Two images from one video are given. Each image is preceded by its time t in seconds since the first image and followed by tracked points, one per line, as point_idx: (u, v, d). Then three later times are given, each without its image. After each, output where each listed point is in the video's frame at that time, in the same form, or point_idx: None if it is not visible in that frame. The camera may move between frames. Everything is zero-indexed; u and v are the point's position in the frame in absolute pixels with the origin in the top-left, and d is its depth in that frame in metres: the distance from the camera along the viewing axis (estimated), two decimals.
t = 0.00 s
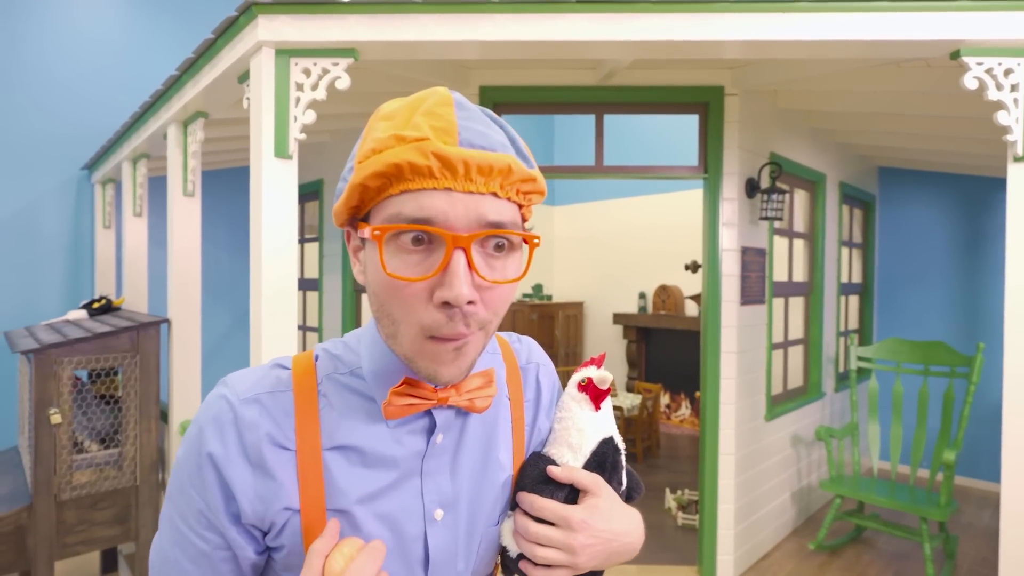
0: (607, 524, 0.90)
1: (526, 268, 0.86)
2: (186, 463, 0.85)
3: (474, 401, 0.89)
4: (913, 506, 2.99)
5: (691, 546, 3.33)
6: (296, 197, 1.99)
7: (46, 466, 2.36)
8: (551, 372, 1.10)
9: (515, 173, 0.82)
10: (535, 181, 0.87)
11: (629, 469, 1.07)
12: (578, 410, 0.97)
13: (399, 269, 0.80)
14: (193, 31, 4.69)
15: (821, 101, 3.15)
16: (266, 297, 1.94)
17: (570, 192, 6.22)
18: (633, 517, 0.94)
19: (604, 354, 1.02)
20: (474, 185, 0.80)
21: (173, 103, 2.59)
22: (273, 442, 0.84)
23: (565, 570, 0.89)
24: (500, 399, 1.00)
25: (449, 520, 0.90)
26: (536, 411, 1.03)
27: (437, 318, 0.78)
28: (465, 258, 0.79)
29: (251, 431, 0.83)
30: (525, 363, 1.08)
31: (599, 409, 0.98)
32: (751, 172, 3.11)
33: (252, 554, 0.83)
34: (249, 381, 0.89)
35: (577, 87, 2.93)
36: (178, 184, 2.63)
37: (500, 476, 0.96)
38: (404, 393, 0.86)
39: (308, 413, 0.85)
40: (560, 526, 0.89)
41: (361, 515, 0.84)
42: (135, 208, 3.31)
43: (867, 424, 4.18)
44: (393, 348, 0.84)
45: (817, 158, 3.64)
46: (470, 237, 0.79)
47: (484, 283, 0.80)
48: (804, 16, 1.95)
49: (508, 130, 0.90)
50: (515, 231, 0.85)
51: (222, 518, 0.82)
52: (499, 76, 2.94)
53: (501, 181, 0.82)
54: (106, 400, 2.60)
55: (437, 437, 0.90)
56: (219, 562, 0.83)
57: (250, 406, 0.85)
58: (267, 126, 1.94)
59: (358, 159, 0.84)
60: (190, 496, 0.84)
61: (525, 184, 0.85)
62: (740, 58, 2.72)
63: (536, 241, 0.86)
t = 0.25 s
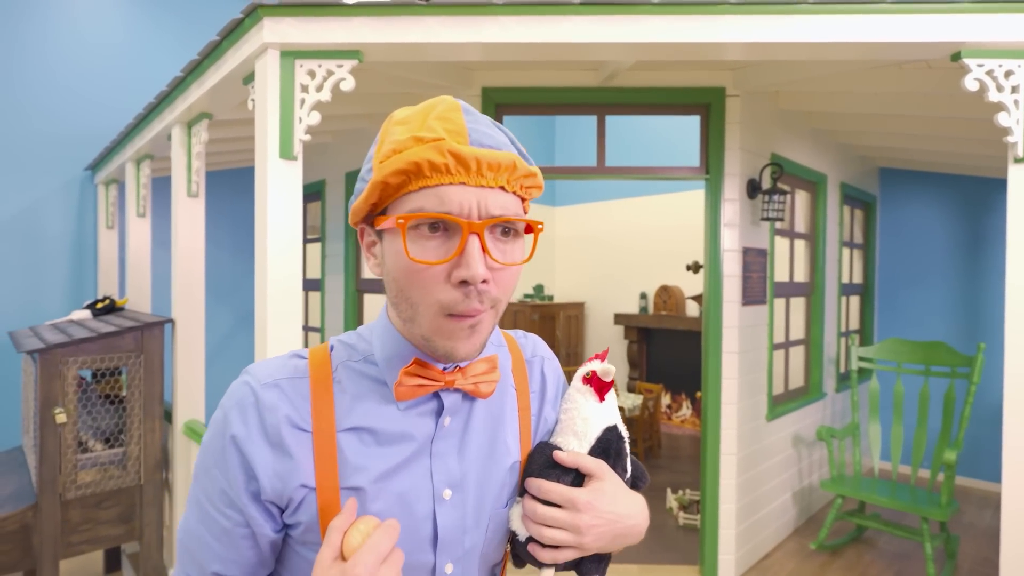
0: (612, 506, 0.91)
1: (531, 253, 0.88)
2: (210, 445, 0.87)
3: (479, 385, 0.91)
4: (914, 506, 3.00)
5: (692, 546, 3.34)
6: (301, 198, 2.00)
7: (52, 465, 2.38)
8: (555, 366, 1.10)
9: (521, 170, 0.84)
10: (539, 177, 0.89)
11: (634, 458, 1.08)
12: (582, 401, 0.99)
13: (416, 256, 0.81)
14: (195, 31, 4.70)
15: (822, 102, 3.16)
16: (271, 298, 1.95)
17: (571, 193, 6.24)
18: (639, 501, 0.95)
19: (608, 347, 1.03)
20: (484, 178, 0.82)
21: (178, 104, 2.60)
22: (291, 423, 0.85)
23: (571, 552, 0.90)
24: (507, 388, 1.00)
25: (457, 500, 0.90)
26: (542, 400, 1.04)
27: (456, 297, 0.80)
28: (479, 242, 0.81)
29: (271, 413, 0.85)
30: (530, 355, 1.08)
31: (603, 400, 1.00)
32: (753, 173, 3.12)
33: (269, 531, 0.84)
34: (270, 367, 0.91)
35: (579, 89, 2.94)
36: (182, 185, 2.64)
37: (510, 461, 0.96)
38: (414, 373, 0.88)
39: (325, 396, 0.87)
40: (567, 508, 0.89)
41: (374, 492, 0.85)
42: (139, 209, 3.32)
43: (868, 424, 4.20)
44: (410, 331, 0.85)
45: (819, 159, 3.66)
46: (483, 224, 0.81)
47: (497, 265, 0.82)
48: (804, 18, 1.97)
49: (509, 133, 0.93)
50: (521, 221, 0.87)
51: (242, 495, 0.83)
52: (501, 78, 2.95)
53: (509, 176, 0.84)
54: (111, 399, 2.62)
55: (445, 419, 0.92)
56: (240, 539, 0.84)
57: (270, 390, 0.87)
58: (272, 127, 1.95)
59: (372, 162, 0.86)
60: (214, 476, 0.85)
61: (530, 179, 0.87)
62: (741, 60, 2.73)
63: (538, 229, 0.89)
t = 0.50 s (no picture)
0: (617, 491, 0.92)
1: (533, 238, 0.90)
2: (229, 434, 0.89)
3: (483, 369, 0.92)
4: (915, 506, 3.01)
5: (694, 546, 3.35)
6: (306, 198, 2.00)
7: (57, 464, 2.39)
8: (561, 362, 1.09)
9: (526, 161, 0.87)
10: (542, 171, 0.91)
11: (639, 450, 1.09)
12: (587, 393, 0.99)
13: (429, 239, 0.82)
14: (196, 31, 4.71)
15: (823, 103, 3.17)
16: (276, 298, 1.96)
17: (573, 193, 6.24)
18: (643, 489, 0.96)
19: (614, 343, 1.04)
20: (494, 168, 0.84)
21: (182, 105, 2.61)
22: (305, 410, 0.86)
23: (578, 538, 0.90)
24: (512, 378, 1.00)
25: (465, 482, 0.90)
26: (547, 391, 1.04)
27: (468, 278, 0.81)
28: (490, 226, 0.82)
29: (285, 399, 0.86)
30: (535, 349, 1.08)
31: (608, 393, 1.00)
32: (754, 174, 3.13)
33: (284, 514, 0.84)
34: (284, 358, 0.92)
35: (582, 89, 2.95)
36: (187, 185, 2.65)
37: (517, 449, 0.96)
38: (421, 353, 0.89)
39: (336, 382, 0.88)
40: (574, 493, 0.90)
41: (385, 473, 0.86)
42: (142, 209, 3.33)
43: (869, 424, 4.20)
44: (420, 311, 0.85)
45: (820, 159, 3.67)
46: (494, 210, 0.83)
47: (506, 248, 0.83)
48: (807, 19, 1.98)
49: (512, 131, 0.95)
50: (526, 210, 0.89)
51: (257, 480, 0.84)
52: (503, 78, 2.96)
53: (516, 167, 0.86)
54: (115, 399, 2.62)
55: (450, 403, 0.92)
56: (257, 524, 0.84)
57: (285, 378, 0.88)
58: (277, 128, 1.96)
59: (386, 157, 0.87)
60: (232, 462, 0.86)
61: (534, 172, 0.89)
62: (743, 61, 2.74)
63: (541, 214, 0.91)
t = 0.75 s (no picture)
0: (618, 482, 0.93)
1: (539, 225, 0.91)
2: (251, 426, 0.90)
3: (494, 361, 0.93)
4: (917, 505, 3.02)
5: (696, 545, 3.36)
6: (312, 199, 2.02)
7: (63, 463, 2.40)
8: (568, 359, 1.10)
9: (528, 150, 0.89)
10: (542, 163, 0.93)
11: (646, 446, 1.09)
12: (593, 389, 1.00)
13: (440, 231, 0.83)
14: (199, 31, 4.71)
15: (825, 104, 3.19)
16: (282, 297, 1.98)
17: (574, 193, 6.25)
18: (646, 482, 0.96)
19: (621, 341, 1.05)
20: (497, 158, 0.86)
21: (187, 105, 2.62)
22: (325, 402, 0.87)
23: (580, 527, 0.91)
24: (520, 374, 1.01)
25: (478, 471, 0.91)
26: (555, 386, 1.05)
27: (479, 265, 0.82)
28: (498, 215, 0.84)
29: (305, 391, 0.87)
30: (544, 346, 1.08)
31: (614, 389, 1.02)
32: (756, 174, 3.14)
33: (305, 502, 0.85)
34: (304, 352, 0.93)
35: (585, 90, 2.96)
36: (192, 185, 2.66)
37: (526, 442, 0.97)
38: (435, 345, 0.90)
39: (353, 374, 0.89)
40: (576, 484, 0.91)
41: (402, 461, 0.87)
42: (146, 209, 3.33)
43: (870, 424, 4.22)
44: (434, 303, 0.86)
45: (821, 160, 3.68)
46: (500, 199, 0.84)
47: (515, 236, 0.85)
48: (810, 21, 1.99)
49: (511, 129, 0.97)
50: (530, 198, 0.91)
51: (280, 469, 0.85)
52: (507, 79, 2.97)
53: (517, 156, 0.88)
54: (120, 398, 2.63)
55: (462, 395, 0.94)
56: (278, 512, 0.85)
57: (305, 371, 0.89)
58: (283, 129, 1.97)
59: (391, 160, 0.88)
60: (255, 453, 0.88)
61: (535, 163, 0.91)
62: (745, 62, 2.75)
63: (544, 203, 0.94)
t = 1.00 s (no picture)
0: (629, 471, 0.94)
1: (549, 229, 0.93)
2: (265, 423, 0.91)
3: (503, 356, 0.94)
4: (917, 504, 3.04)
5: (698, 545, 3.37)
6: (318, 200, 2.03)
7: (68, 462, 2.41)
8: (575, 354, 1.10)
9: (539, 158, 0.89)
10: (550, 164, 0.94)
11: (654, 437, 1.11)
12: (600, 381, 1.02)
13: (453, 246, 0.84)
14: (200, 32, 4.72)
15: (826, 105, 3.20)
16: (288, 297, 1.99)
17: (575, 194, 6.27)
18: (656, 470, 0.98)
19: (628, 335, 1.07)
20: (508, 170, 0.86)
21: (192, 106, 2.63)
22: (338, 398, 0.89)
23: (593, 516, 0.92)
24: (528, 369, 1.02)
25: (488, 464, 0.92)
26: (563, 380, 1.05)
27: (492, 279, 0.84)
28: (510, 228, 0.85)
29: (318, 387, 0.88)
30: (550, 342, 1.09)
31: (622, 381, 1.03)
32: (758, 175, 3.15)
33: (318, 497, 0.87)
34: (314, 352, 0.94)
35: (587, 91, 2.97)
36: (196, 186, 2.67)
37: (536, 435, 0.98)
38: (445, 341, 0.92)
39: (364, 370, 0.90)
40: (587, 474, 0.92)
41: (414, 453, 0.88)
42: (149, 210, 3.34)
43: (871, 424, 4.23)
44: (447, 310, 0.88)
45: (822, 161, 3.69)
46: (512, 212, 0.85)
47: (526, 246, 0.86)
48: (811, 24, 2.00)
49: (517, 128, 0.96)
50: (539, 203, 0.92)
51: (294, 464, 0.86)
52: (509, 80, 2.99)
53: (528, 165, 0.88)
54: (125, 398, 2.64)
55: (472, 389, 0.95)
56: (292, 507, 0.86)
57: (318, 368, 0.90)
58: (289, 130, 1.98)
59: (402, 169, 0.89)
60: (269, 449, 0.89)
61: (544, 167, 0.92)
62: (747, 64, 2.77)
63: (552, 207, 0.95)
